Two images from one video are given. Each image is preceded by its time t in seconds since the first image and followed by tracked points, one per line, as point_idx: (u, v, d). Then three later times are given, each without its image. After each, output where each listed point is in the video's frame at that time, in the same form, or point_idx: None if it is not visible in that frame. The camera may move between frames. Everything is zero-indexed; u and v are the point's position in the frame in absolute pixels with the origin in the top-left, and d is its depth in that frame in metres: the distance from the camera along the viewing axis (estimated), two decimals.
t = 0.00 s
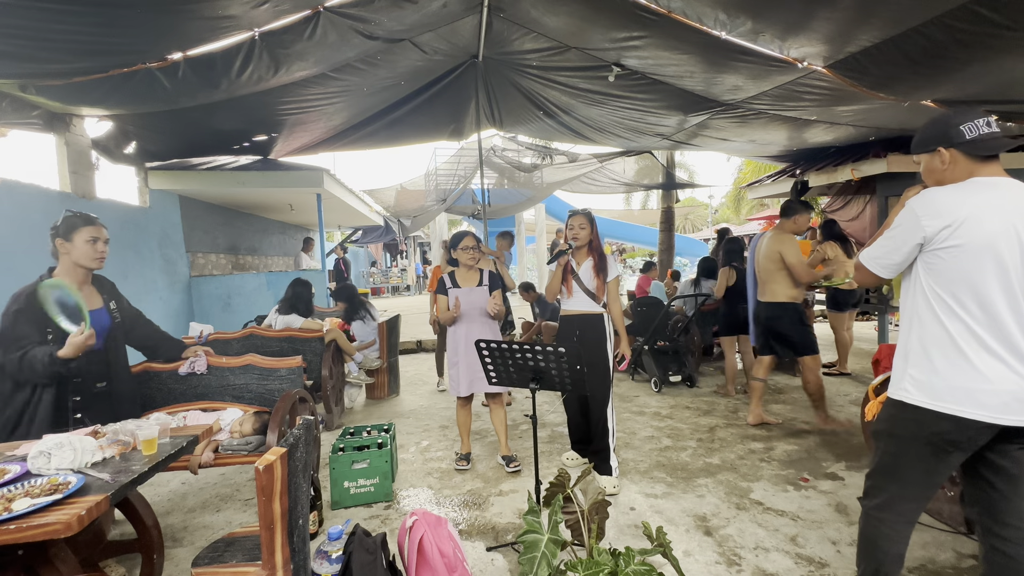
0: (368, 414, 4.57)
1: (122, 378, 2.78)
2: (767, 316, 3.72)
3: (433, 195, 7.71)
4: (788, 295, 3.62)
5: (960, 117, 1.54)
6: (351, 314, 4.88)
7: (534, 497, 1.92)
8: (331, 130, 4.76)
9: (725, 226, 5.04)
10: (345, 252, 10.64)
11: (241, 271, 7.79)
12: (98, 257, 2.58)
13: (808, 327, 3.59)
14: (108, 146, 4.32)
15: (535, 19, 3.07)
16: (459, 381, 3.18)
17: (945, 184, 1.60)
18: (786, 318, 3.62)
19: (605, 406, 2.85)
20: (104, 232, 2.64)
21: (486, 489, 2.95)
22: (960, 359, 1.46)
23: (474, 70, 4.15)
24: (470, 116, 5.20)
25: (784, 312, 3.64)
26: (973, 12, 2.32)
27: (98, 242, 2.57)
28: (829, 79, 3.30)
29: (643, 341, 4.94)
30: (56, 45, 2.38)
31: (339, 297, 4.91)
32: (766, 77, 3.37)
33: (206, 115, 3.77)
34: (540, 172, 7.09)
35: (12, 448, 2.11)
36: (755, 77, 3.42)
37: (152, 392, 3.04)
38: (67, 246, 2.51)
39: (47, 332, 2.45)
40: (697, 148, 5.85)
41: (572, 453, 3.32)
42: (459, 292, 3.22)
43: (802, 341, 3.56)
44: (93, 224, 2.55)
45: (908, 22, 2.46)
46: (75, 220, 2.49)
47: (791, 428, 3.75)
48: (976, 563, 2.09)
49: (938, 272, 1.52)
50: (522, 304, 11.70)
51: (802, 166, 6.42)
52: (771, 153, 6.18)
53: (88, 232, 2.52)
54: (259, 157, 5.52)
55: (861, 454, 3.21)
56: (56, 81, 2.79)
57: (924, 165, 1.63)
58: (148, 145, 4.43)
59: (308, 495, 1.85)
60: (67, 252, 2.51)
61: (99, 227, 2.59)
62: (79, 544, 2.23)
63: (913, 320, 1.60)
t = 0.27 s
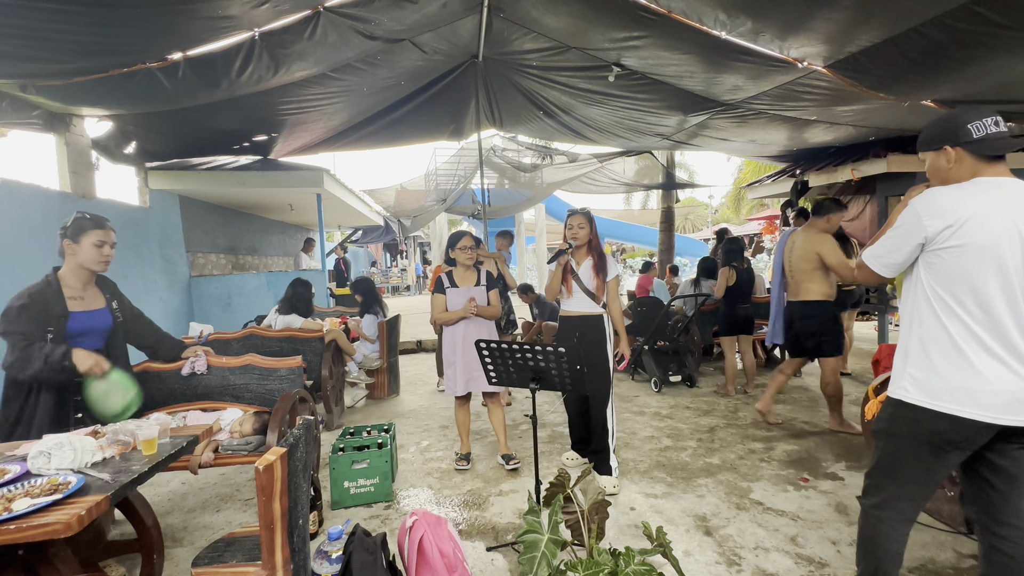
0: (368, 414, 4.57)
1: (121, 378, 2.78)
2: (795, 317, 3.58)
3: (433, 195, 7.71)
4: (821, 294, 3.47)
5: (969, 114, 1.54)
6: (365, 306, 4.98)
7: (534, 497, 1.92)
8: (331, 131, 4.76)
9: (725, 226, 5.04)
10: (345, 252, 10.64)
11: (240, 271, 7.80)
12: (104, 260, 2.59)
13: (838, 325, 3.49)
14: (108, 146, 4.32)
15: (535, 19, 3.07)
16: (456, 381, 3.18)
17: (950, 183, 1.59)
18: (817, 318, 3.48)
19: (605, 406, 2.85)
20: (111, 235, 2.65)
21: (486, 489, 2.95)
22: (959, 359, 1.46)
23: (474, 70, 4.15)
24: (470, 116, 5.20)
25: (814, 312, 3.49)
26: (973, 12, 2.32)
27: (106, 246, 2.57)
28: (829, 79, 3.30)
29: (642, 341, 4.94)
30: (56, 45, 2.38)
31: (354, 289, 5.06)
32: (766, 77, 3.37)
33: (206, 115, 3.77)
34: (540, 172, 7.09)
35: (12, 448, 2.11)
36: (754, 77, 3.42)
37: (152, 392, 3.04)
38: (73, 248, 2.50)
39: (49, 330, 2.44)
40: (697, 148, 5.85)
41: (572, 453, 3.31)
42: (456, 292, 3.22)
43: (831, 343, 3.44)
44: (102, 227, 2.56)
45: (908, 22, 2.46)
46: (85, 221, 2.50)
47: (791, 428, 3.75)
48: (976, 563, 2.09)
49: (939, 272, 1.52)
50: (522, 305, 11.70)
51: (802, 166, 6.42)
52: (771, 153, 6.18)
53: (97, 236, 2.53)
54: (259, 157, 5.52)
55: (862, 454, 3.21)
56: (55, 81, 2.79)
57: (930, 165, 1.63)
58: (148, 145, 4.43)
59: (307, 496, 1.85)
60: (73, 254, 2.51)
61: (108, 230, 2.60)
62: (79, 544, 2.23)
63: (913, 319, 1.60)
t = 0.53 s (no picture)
0: (368, 414, 4.57)
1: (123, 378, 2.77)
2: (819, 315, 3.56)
3: (433, 195, 7.71)
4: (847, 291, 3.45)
5: (973, 114, 1.54)
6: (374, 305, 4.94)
7: (534, 497, 1.92)
8: (331, 130, 4.76)
9: (726, 226, 5.03)
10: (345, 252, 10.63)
11: (240, 271, 7.80)
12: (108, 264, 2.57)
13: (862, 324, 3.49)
14: (108, 146, 4.32)
15: (535, 19, 3.07)
16: (453, 381, 3.18)
17: (952, 182, 1.60)
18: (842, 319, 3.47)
19: (605, 406, 2.85)
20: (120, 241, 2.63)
21: (486, 489, 2.95)
22: (959, 358, 1.46)
23: (474, 70, 4.15)
24: (470, 116, 5.20)
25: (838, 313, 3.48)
26: (973, 12, 2.32)
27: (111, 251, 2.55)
28: (829, 79, 3.30)
29: (643, 341, 4.94)
30: (56, 45, 2.38)
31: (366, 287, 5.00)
32: (767, 76, 3.37)
33: (206, 115, 3.77)
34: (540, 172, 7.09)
35: (12, 448, 2.10)
36: (755, 77, 3.42)
37: (153, 391, 3.04)
38: (79, 250, 2.50)
39: (54, 327, 2.42)
40: (697, 148, 5.85)
41: (572, 453, 3.31)
42: (455, 292, 3.22)
43: (855, 341, 3.45)
44: (111, 232, 2.55)
45: (908, 22, 2.46)
46: (94, 225, 2.48)
47: (791, 428, 3.75)
48: (976, 563, 2.09)
49: (939, 272, 1.52)
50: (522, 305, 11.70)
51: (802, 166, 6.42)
52: (771, 153, 6.18)
53: (105, 240, 2.52)
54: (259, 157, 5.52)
55: (862, 454, 3.21)
56: (56, 81, 2.79)
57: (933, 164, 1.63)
58: (148, 145, 4.43)
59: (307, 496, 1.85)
60: (78, 255, 2.50)
61: (116, 237, 2.58)
62: (79, 544, 2.23)
63: (913, 319, 1.60)
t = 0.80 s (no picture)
0: (368, 414, 4.57)
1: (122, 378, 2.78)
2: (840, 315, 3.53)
3: (433, 195, 7.71)
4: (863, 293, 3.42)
5: (979, 112, 1.53)
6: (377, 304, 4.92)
7: (534, 497, 1.92)
8: (331, 131, 4.76)
9: (726, 226, 5.03)
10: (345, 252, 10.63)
11: (240, 271, 7.80)
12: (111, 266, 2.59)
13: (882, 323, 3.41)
14: (108, 146, 4.32)
15: (535, 19, 3.07)
16: (454, 381, 3.18)
17: (954, 181, 1.60)
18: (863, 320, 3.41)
19: (605, 406, 2.85)
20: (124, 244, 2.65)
21: (486, 489, 2.95)
22: (959, 359, 1.46)
23: (474, 70, 4.15)
24: (470, 116, 5.19)
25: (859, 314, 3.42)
26: (973, 12, 2.32)
27: (114, 254, 2.56)
28: (829, 79, 3.30)
29: (643, 341, 4.94)
30: (56, 45, 2.38)
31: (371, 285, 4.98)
32: (767, 76, 3.37)
33: (206, 115, 3.77)
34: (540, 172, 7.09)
35: (12, 448, 2.10)
36: (755, 77, 3.42)
37: (152, 391, 3.04)
38: (83, 251, 2.50)
39: (57, 328, 2.43)
40: (697, 148, 5.85)
41: (572, 453, 3.31)
42: (456, 292, 3.21)
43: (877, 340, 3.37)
44: (117, 235, 2.56)
45: (908, 22, 2.46)
46: (101, 228, 2.50)
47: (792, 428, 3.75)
48: (976, 563, 2.09)
49: (940, 272, 1.52)
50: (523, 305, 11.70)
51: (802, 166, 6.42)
52: (771, 153, 6.18)
53: (110, 243, 2.53)
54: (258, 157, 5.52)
55: (862, 454, 3.21)
56: (55, 81, 2.79)
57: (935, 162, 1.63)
58: (148, 145, 4.43)
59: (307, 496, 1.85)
60: (81, 256, 2.51)
61: (122, 239, 2.60)
62: (79, 544, 2.23)
63: (913, 319, 1.60)
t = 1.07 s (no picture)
0: (368, 414, 4.57)
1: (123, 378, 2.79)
2: (853, 313, 3.65)
3: (433, 195, 7.70)
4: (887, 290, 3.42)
5: (989, 111, 1.52)
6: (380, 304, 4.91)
7: (534, 497, 1.92)
8: (331, 130, 4.76)
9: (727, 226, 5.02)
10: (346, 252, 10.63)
11: (240, 271, 7.80)
12: (112, 267, 2.58)
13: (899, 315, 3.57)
14: (108, 146, 4.32)
15: (535, 19, 3.07)
16: (456, 381, 3.18)
17: (953, 179, 1.60)
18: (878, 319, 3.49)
19: (605, 406, 2.85)
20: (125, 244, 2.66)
21: (486, 489, 2.95)
22: (961, 361, 1.46)
23: (474, 70, 4.15)
24: (470, 116, 5.19)
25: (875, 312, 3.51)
26: (973, 12, 2.32)
27: (116, 254, 2.57)
28: (829, 79, 3.30)
29: (643, 341, 4.94)
30: (56, 45, 2.38)
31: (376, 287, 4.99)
32: (766, 77, 3.37)
33: (206, 115, 3.77)
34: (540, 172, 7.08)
35: (12, 448, 2.10)
36: (755, 77, 3.42)
37: (152, 391, 3.04)
38: (85, 251, 2.51)
39: (57, 331, 2.42)
40: (697, 148, 5.85)
41: (572, 453, 3.31)
42: (457, 292, 3.21)
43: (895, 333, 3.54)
44: (118, 236, 2.57)
45: (907, 22, 2.46)
46: (101, 228, 2.50)
47: (791, 428, 3.75)
48: (975, 563, 2.10)
49: (943, 273, 1.52)
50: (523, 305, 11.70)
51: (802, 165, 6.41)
52: (771, 153, 6.18)
53: (112, 243, 2.54)
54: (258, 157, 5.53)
55: (862, 454, 3.21)
56: (56, 81, 2.79)
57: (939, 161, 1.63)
58: (148, 144, 4.43)
59: (308, 495, 1.85)
60: (83, 256, 2.51)
61: (123, 239, 2.60)
62: (79, 544, 2.23)
63: (915, 320, 1.60)
